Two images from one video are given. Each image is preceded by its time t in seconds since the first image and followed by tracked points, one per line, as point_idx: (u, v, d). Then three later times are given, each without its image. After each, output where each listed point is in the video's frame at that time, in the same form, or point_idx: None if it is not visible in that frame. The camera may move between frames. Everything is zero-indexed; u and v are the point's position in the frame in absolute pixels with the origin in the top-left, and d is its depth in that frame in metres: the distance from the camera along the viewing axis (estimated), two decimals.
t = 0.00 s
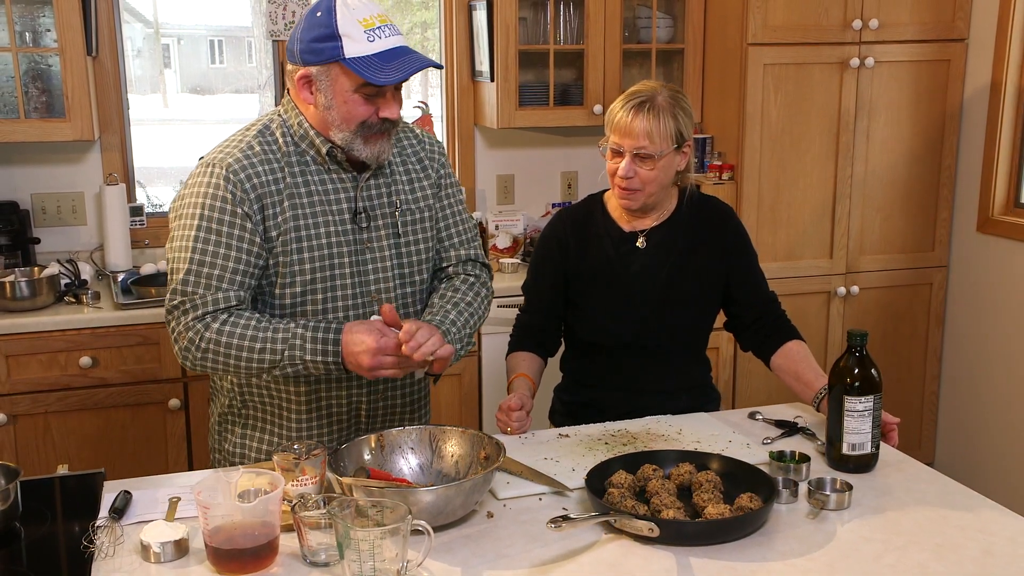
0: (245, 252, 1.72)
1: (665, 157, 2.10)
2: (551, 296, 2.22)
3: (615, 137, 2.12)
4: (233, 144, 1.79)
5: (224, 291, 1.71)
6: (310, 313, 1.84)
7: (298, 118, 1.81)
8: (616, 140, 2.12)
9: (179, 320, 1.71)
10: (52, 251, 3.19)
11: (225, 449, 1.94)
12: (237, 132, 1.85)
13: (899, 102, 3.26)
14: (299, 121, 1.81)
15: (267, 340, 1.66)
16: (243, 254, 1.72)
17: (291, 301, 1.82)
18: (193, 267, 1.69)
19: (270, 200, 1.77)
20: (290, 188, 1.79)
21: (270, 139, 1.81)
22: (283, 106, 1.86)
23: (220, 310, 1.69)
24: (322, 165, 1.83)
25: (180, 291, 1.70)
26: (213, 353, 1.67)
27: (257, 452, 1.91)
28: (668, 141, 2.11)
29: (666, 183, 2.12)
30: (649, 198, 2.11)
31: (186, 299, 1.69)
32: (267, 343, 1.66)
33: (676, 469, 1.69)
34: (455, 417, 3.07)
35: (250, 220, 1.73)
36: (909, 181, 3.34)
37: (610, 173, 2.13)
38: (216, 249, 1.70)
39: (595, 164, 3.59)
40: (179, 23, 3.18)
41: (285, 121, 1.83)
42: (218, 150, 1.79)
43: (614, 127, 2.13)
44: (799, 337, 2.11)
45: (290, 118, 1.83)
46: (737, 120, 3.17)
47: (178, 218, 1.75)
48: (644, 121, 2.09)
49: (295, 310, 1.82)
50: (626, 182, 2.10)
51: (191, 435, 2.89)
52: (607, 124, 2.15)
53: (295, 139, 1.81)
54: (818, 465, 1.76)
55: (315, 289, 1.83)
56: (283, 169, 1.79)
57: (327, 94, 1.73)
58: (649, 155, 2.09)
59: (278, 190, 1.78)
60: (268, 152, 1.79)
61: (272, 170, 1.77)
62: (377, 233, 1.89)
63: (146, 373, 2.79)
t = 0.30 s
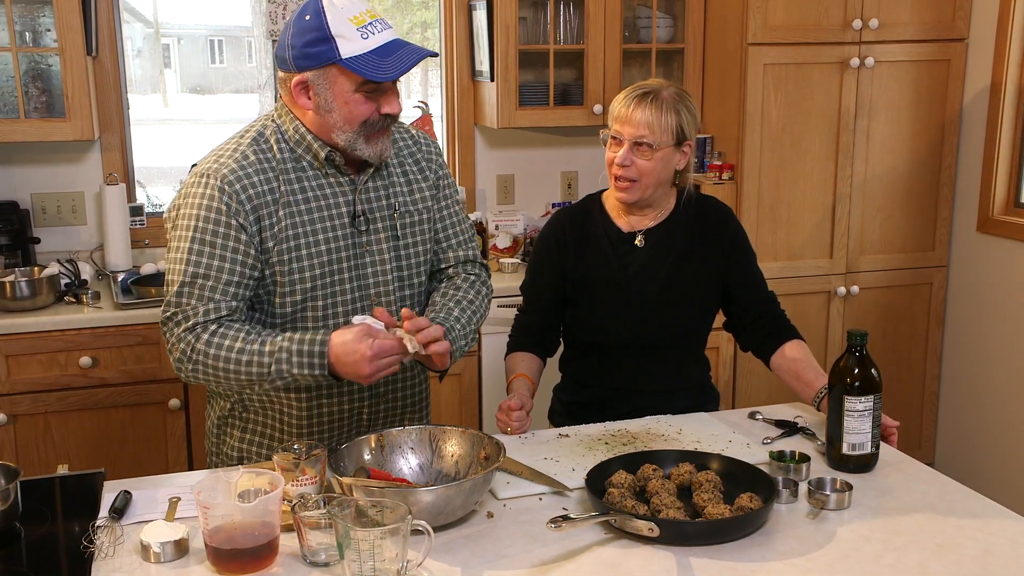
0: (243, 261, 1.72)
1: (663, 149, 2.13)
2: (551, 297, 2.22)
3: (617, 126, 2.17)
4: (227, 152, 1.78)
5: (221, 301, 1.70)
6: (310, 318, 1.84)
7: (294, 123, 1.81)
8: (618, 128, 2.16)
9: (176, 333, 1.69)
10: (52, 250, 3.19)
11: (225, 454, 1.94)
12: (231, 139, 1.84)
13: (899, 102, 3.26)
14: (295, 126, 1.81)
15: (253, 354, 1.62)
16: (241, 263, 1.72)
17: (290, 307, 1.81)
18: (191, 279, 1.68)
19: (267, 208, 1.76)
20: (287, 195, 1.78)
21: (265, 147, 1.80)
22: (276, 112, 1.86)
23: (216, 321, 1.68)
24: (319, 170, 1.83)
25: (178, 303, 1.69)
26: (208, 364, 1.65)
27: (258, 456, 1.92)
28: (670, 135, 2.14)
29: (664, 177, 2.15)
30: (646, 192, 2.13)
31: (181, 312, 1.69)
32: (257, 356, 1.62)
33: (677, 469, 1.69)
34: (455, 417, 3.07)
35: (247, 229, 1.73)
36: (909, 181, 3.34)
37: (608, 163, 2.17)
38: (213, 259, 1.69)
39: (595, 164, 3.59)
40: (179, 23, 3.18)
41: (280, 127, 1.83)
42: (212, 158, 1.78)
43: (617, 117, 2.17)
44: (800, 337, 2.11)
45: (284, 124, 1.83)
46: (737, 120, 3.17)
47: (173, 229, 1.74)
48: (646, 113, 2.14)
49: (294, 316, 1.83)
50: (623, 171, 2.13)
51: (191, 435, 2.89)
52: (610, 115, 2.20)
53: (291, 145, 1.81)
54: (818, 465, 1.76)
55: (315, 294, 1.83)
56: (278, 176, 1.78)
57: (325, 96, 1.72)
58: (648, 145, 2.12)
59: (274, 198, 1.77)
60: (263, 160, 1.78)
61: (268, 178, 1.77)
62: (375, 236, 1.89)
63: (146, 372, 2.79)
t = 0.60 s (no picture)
0: (240, 260, 1.72)
1: (664, 145, 2.15)
2: (551, 297, 2.22)
3: (619, 120, 2.19)
4: (222, 152, 1.78)
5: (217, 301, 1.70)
6: (307, 316, 1.83)
7: (290, 122, 1.81)
8: (619, 123, 2.18)
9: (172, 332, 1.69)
10: (52, 251, 3.19)
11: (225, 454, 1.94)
12: (227, 139, 1.84)
13: (899, 102, 3.26)
14: (291, 125, 1.81)
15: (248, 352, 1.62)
16: (237, 262, 1.72)
17: (288, 305, 1.81)
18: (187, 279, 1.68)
19: (263, 207, 1.76)
20: (283, 193, 1.78)
21: (261, 146, 1.80)
22: (272, 111, 1.86)
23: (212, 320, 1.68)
24: (316, 168, 1.83)
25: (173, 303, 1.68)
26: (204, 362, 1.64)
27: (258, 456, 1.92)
28: (671, 133, 2.16)
29: (664, 174, 2.15)
30: (646, 187, 2.14)
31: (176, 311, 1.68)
32: (254, 353, 1.62)
33: (676, 469, 1.68)
34: (455, 417, 3.06)
35: (243, 228, 1.73)
36: (909, 181, 3.34)
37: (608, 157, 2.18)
38: (209, 258, 1.69)
39: (595, 164, 3.59)
40: (179, 23, 3.18)
41: (276, 126, 1.83)
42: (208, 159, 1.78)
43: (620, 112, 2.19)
44: (800, 336, 2.11)
45: (280, 122, 1.83)
46: (737, 120, 3.17)
47: (169, 230, 1.74)
48: (648, 108, 2.16)
49: (292, 314, 1.82)
50: (624, 164, 2.14)
51: (191, 435, 2.89)
52: (613, 111, 2.22)
53: (287, 144, 1.81)
54: (818, 465, 1.76)
55: (313, 292, 1.82)
56: (274, 175, 1.78)
57: (321, 91, 1.72)
58: (649, 139, 2.14)
59: (270, 196, 1.77)
60: (259, 158, 1.78)
61: (264, 177, 1.77)
62: (373, 234, 1.89)
63: (146, 372, 2.79)
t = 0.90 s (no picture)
0: (241, 252, 1.72)
1: (663, 143, 2.14)
2: (551, 296, 2.22)
3: (620, 119, 2.19)
4: (226, 145, 1.79)
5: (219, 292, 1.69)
6: (308, 310, 1.83)
7: (294, 117, 1.81)
8: (620, 122, 2.18)
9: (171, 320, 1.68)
10: (52, 251, 3.19)
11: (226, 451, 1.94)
12: (231, 133, 1.84)
13: (899, 102, 3.26)
14: (295, 120, 1.81)
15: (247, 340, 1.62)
16: (238, 254, 1.72)
17: (289, 299, 1.81)
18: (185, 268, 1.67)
19: (266, 200, 1.76)
20: (286, 187, 1.78)
21: (264, 141, 1.80)
22: (276, 107, 1.86)
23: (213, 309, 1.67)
24: (319, 163, 1.83)
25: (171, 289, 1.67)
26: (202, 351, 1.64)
27: (257, 453, 1.91)
28: (672, 131, 2.15)
29: (663, 173, 2.14)
30: (645, 186, 2.13)
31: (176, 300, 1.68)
32: (253, 344, 1.62)
33: (676, 469, 1.68)
34: (455, 417, 3.07)
35: (245, 220, 1.73)
36: (909, 181, 3.34)
37: (608, 155, 2.18)
38: (209, 248, 1.68)
39: (595, 164, 3.59)
40: (179, 23, 3.18)
41: (280, 121, 1.83)
42: (212, 152, 1.78)
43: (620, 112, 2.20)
44: (802, 336, 2.11)
45: (283, 118, 1.83)
46: (737, 120, 3.17)
47: (172, 221, 1.74)
48: (648, 107, 2.16)
49: (292, 308, 1.82)
50: (623, 162, 2.14)
51: (191, 435, 2.89)
52: (614, 111, 2.22)
53: (291, 139, 1.82)
54: (818, 465, 1.76)
55: (315, 287, 1.82)
56: (277, 169, 1.78)
57: (325, 85, 1.72)
58: (648, 137, 2.14)
59: (273, 189, 1.77)
60: (262, 152, 1.78)
61: (268, 170, 1.77)
62: (376, 230, 1.88)
63: (146, 372, 2.79)
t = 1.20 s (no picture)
0: (242, 254, 1.72)
1: (667, 148, 2.13)
2: (551, 297, 2.22)
3: (621, 125, 2.15)
4: (229, 146, 1.79)
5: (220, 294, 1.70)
6: (310, 311, 1.83)
7: (298, 118, 1.81)
8: (621, 127, 2.15)
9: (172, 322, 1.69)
10: (52, 251, 3.19)
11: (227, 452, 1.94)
12: (234, 135, 1.84)
13: (899, 102, 3.26)
14: (299, 120, 1.81)
15: (247, 341, 1.62)
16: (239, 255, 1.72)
17: (290, 300, 1.81)
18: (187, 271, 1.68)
19: (267, 201, 1.76)
20: (288, 188, 1.78)
21: (267, 142, 1.80)
22: (279, 108, 1.86)
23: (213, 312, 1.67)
24: (322, 164, 1.83)
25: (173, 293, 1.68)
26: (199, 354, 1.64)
27: (258, 454, 1.91)
28: (673, 135, 2.14)
29: (666, 177, 2.14)
30: (650, 192, 2.13)
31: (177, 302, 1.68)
32: (244, 344, 1.62)
33: (676, 469, 1.68)
34: (455, 417, 3.07)
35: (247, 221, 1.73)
36: (909, 181, 3.34)
37: (611, 161, 2.16)
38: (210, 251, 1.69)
39: (595, 164, 3.59)
40: (179, 23, 3.18)
41: (282, 123, 1.83)
42: (215, 153, 1.78)
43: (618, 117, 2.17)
44: (802, 335, 2.11)
45: (286, 119, 1.83)
46: (737, 120, 3.17)
47: (174, 223, 1.74)
48: (650, 112, 2.13)
49: (294, 309, 1.82)
50: (628, 170, 2.12)
51: (191, 435, 2.89)
52: (613, 115, 2.19)
53: (294, 139, 1.81)
54: (818, 465, 1.76)
55: (317, 288, 1.82)
56: (279, 170, 1.78)
57: (335, 83, 1.72)
58: (652, 144, 2.12)
59: (275, 191, 1.77)
60: (265, 153, 1.78)
61: (270, 172, 1.77)
62: (377, 231, 1.88)
63: (146, 372, 2.79)
